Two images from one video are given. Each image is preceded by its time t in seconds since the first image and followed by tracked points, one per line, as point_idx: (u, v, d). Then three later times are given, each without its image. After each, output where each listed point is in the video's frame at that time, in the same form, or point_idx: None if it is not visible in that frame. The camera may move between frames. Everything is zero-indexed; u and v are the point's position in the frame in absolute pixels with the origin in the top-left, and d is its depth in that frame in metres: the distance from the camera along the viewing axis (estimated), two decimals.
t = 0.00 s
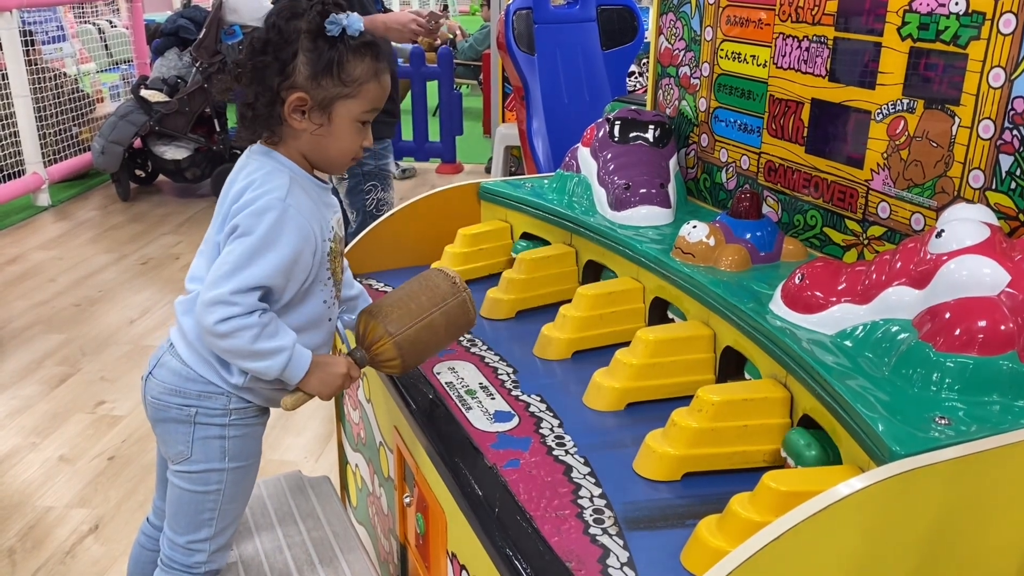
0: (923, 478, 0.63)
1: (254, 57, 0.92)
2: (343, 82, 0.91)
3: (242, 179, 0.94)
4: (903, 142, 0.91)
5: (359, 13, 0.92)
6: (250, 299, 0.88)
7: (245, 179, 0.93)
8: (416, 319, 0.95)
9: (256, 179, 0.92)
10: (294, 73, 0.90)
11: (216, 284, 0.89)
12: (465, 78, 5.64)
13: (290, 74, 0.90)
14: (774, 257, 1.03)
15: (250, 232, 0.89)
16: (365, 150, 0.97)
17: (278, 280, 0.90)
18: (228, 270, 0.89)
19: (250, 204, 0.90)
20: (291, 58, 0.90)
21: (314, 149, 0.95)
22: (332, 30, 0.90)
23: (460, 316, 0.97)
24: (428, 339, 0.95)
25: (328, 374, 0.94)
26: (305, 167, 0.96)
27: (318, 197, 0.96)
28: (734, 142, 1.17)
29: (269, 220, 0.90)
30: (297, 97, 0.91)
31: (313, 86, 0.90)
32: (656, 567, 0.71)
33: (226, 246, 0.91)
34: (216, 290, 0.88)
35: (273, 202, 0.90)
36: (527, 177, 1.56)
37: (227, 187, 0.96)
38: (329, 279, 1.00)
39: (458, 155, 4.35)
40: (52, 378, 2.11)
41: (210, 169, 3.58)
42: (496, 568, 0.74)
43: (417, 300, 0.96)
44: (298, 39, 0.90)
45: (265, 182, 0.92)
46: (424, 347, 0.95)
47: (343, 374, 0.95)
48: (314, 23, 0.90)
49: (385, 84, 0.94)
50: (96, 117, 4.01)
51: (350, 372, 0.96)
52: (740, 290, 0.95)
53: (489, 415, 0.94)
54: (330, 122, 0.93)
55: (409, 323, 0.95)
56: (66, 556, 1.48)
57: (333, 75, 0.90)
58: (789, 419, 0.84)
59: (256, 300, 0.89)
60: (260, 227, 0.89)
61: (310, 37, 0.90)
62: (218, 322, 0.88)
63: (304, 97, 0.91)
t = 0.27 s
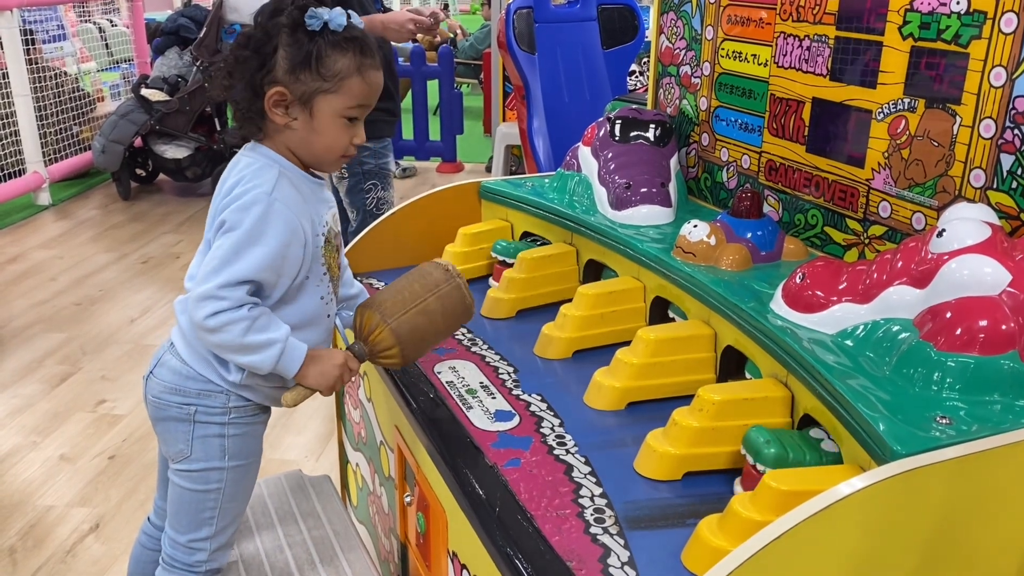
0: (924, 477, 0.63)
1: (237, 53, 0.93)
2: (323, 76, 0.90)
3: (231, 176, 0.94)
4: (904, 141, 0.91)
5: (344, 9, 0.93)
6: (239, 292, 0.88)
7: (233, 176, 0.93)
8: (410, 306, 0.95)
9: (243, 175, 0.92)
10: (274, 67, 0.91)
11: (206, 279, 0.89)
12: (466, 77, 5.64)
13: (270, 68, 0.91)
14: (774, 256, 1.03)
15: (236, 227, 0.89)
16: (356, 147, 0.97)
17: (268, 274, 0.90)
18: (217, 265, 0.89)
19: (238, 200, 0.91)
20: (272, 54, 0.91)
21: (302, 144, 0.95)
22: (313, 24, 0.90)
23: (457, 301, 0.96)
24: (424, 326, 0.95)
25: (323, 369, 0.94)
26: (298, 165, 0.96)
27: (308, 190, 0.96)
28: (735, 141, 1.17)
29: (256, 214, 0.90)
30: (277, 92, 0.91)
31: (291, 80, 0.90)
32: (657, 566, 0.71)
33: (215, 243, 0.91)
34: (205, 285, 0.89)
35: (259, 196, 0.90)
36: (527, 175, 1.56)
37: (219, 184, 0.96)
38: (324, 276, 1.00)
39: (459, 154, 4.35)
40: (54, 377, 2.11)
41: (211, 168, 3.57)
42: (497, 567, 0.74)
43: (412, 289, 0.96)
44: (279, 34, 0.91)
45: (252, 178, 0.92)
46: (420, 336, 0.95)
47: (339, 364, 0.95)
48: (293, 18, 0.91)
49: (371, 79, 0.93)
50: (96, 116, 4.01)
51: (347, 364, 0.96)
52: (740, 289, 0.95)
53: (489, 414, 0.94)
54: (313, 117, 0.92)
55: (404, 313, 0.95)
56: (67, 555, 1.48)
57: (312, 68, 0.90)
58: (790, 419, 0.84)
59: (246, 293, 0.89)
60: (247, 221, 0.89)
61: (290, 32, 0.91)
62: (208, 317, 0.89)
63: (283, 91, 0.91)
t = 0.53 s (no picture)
0: (925, 477, 0.63)
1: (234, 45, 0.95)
2: (311, 72, 0.90)
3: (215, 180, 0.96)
4: (905, 140, 0.91)
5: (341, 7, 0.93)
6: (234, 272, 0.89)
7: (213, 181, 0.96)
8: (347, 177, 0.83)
9: (218, 176, 0.95)
10: (265, 59, 0.92)
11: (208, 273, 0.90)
12: (466, 76, 5.64)
13: (261, 59, 0.92)
14: (776, 256, 1.02)
15: (217, 218, 0.91)
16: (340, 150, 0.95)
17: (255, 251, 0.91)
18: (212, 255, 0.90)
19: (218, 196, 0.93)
20: (264, 46, 0.92)
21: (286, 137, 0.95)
22: (308, 20, 0.91)
23: (392, 123, 0.81)
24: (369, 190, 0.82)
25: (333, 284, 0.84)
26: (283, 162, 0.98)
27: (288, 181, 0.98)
28: (735, 140, 1.17)
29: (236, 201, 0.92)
30: (264, 84, 0.92)
31: (280, 73, 0.91)
32: (658, 565, 0.70)
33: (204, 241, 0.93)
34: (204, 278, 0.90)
35: (231, 188, 0.92)
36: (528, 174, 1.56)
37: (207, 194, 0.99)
38: (302, 262, 1.01)
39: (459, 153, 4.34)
40: (54, 376, 2.11)
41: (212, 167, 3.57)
42: (499, 567, 0.74)
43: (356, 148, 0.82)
44: (274, 28, 0.92)
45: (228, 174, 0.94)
46: (386, 198, 0.82)
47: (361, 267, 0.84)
48: (288, 11, 0.92)
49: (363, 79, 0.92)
50: (96, 115, 4.01)
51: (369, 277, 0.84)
52: (741, 288, 0.95)
53: (490, 414, 0.94)
54: (299, 113, 0.92)
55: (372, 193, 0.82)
56: (68, 554, 1.48)
57: (301, 63, 0.90)
58: (791, 418, 0.83)
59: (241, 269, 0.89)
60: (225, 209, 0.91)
61: (284, 25, 0.92)
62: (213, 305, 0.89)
63: (271, 83, 0.92)
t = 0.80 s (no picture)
0: (927, 477, 0.63)
1: (255, 57, 0.88)
2: (343, 80, 0.83)
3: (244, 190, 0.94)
4: (907, 138, 0.90)
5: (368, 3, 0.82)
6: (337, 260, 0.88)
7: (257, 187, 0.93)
8: (391, 111, 0.75)
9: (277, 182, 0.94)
10: (295, 74, 0.85)
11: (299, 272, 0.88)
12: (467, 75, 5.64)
13: (289, 76, 0.85)
14: (777, 254, 1.02)
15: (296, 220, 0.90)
16: (375, 156, 0.89)
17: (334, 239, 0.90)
18: (291, 253, 0.88)
19: (267, 203, 0.91)
20: (292, 59, 0.85)
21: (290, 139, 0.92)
22: (333, 27, 0.81)
23: (419, 34, 0.73)
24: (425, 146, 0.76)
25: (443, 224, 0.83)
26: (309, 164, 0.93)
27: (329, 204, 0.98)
28: (736, 139, 1.17)
29: (297, 199, 0.91)
30: (298, 99, 0.86)
31: (312, 86, 0.84)
32: (660, 565, 0.70)
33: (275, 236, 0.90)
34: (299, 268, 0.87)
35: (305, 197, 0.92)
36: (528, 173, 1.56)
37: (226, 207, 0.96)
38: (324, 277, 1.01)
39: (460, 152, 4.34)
40: (54, 375, 2.11)
41: (212, 165, 3.56)
42: (500, 566, 0.73)
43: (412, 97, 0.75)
44: (300, 38, 0.84)
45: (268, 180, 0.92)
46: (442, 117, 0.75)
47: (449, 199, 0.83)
48: (314, 19, 0.82)
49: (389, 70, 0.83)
50: (97, 113, 4.00)
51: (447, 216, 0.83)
52: (743, 287, 0.94)
53: (491, 412, 0.93)
54: (334, 125, 0.86)
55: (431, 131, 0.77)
56: (68, 553, 1.48)
57: (333, 73, 0.83)
58: (793, 417, 0.83)
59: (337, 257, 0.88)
60: (287, 208, 0.90)
61: (310, 34, 0.83)
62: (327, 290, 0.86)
63: (304, 97, 0.85)
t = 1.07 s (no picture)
0: (929, 477, 0.62)
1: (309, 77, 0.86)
2: (389, 102, 0.92)
3: (264, 196, 0.92)
4: (909, 136, 0.90)
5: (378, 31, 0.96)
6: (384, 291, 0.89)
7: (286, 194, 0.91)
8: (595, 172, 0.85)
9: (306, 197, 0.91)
10: (359, 95, 0.88)
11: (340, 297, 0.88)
12: (468, 72, 5.63)
13: (356, 96, 0.88)
14: (779, 252, 1.02)
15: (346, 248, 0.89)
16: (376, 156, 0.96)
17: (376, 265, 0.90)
18: (329, 274, 0.88)
19: (298, 215, 0.90)
20: (357, 81, 0.88)
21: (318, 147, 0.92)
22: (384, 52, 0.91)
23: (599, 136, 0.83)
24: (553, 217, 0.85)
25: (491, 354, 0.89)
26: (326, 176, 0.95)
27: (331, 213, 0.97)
28: (738, 136, 1.17)
29: (336, 219, 0.90)
30: (362, 120, 0.90)
31: (373, 108, 0.90)
32: (661, 565, 0.70)
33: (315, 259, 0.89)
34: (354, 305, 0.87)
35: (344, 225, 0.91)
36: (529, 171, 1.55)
37: (236, 207, 0.94)
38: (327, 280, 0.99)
39: (461, 150, 4.34)
40: (55, 373, 2.10)
41: (213, 163, 3.56)
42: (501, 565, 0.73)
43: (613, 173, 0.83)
44: (361, 61, 0.88)
45: (297, 193, 0.91)
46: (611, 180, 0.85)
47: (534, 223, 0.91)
48: (371, 44, 0.89)
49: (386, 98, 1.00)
50: (97, 111, 4.00)
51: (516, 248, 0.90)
52: (744, 285, 0.94)
53: (491, 412, 0.93)
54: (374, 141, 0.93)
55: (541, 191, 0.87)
56: (68, 552, 1.48)
57: (386, 97, 0.92)
58: (794, 416, 0.83)
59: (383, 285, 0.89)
60: (327, 227, 0.89)
61: (370, 58, 0.89)
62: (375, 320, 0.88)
63: (366, 120, 0.90)
